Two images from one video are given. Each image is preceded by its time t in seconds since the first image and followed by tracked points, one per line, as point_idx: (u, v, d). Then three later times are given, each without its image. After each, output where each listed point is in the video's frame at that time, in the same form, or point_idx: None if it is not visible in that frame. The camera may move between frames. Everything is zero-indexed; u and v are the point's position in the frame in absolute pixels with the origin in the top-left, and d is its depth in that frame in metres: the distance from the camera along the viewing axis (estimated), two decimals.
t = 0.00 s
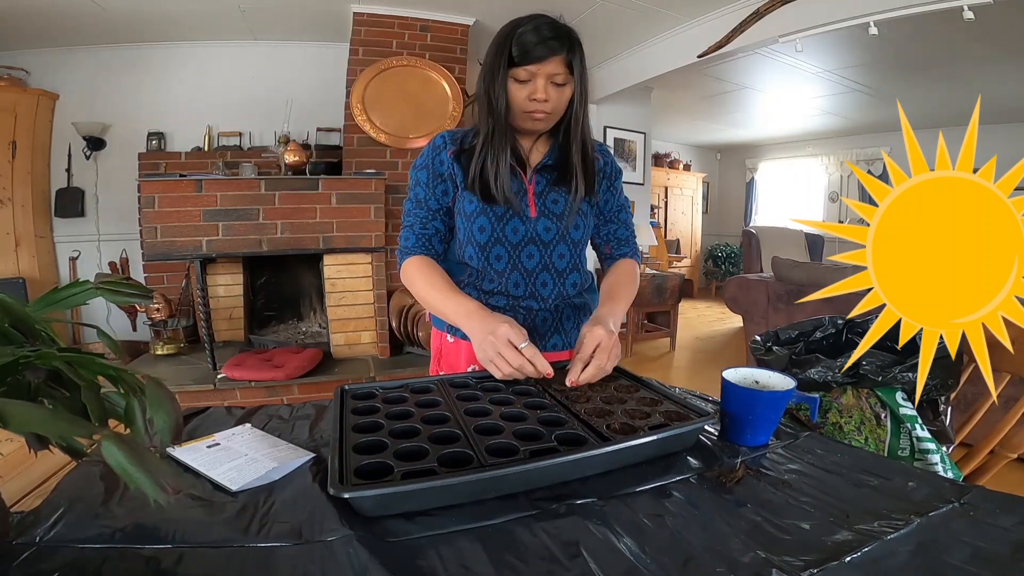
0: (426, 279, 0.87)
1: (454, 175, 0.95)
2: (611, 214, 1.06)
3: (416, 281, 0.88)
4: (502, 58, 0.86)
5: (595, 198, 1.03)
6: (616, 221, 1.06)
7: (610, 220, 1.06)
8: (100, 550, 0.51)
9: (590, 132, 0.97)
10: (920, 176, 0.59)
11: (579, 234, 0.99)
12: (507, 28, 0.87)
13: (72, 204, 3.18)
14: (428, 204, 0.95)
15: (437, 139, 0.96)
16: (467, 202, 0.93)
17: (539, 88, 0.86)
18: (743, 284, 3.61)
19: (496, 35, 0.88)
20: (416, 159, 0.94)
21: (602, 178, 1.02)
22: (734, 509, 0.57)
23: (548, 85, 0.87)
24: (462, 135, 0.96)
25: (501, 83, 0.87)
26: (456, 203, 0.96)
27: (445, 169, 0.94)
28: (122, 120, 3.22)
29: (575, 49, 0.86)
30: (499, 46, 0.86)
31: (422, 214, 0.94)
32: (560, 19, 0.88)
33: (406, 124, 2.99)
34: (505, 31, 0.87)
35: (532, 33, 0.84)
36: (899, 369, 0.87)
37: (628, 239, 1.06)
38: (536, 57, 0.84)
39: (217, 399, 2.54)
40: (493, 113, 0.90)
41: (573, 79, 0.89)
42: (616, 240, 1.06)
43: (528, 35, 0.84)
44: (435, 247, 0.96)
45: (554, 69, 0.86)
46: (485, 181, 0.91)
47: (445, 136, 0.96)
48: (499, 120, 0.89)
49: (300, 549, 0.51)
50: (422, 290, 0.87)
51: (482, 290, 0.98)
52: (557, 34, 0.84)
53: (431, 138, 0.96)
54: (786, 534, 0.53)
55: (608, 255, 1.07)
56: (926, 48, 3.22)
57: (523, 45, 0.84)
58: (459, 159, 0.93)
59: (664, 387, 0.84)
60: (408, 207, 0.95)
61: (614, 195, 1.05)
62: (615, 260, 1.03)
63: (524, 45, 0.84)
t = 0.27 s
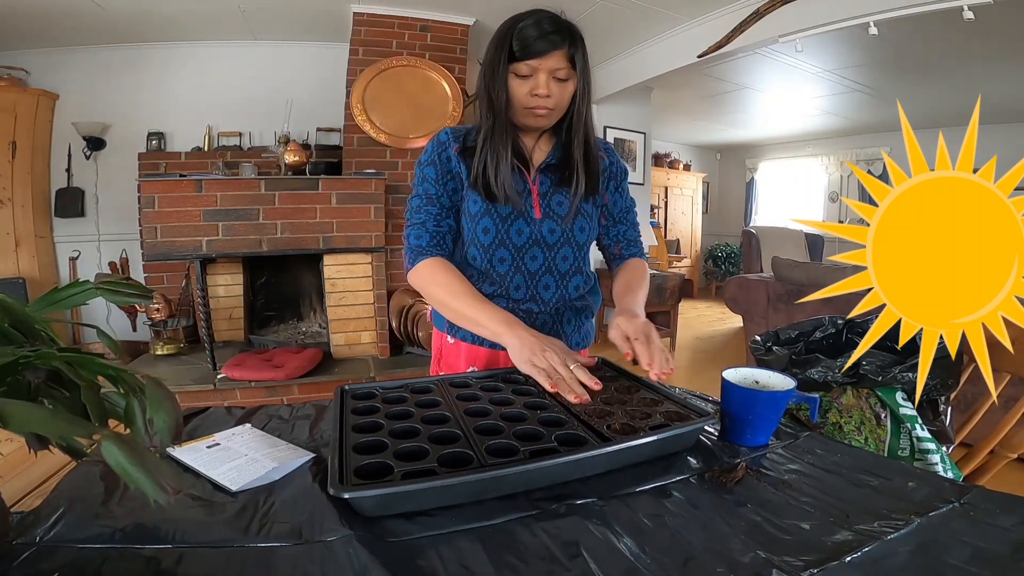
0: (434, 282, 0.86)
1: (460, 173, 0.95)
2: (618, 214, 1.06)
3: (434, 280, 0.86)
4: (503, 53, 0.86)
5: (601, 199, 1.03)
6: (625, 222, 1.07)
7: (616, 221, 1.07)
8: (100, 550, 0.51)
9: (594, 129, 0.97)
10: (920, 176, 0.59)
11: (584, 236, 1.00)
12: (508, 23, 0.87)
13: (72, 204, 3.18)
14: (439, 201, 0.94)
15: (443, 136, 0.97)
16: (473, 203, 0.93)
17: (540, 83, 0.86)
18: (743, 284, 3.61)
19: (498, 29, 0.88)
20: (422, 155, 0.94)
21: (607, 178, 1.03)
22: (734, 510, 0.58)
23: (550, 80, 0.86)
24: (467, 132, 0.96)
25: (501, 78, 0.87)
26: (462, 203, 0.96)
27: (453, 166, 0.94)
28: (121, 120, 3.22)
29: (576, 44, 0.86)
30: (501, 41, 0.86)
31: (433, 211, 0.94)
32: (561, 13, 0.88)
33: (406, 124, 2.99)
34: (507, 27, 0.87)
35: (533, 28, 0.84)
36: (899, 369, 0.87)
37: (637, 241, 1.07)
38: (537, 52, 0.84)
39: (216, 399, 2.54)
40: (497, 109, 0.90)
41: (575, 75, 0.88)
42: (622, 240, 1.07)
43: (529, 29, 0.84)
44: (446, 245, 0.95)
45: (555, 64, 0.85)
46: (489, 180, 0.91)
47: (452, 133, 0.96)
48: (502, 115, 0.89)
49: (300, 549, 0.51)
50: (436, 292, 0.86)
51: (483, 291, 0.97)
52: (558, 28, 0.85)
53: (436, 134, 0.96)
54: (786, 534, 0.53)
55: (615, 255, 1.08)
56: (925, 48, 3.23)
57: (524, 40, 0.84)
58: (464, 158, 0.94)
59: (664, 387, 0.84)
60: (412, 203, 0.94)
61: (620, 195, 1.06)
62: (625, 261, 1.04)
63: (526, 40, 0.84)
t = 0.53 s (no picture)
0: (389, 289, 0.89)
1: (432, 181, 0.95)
2: (603, 206, 1.06)
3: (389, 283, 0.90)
4: (463, 59, 0.86)
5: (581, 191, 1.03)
6: (611, 212, 1.06)
7: (600, 212, 1.06)
8: (100, 550, 0.51)
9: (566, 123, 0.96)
10: (920, 176, 0.59)
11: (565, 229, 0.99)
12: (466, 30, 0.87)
13: (72, 204, 3.18)
14: (405, 209, 0.95)
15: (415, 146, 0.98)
16: (448, 206, 0.94)
17: (500, 85, 0.86)
18: (743, 284, 3.61)
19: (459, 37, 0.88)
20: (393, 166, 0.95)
21: (585, 170, 1.02)
22: (735, 509, 0.58)
23: (510, 82, 0.87)
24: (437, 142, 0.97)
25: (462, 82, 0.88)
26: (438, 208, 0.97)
27: (422, 176, 0.95)
28: (122, 120, 3.22)
29: (535, 42, 0.86)
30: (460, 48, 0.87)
31: (398, 219, 0.94)
32: (519, 14, 0.87)
33: (405, 124, 2.99)
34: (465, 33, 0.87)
35: (490, 30, 0.84)
36: (899, 369, 0.87)
37: (626, 226, 1.06)
38: (495, 54, 0.84)
39: (216, 399, 2.54)
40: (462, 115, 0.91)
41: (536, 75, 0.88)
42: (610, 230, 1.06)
43: (486, 33, 0.84)
44: (411, 252, 0.96)
45: (513, 65, 0.85)
46: (459, 183, 0.91)
47: (423, 143, 0.97)
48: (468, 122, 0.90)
49: (300, 549, 0.51)
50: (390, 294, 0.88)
51: (470, 290, 0.97)
52: (514, 29, 0.85)
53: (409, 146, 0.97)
54: (786, 534, 0.53)
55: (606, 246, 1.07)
56: (926, 48, 3.22)
57: (482, 42, 0.84)
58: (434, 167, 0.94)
59: (664, 387, 0.84)
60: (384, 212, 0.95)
61: (603, 188, 1.05)
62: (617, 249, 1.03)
63: (482, 41, 0.84)
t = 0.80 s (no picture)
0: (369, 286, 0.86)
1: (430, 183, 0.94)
2: (600, 210, 1.07)
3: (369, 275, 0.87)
4: (483, 56, 0.83)
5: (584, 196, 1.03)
6: (608, 215, 1.07)
7: (598, 215, 1.07)
8: (100, 550, 0.51)
9: (577, 128, 0.96)
10: (920, 176, 0.59)
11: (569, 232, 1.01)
12: (485, 24, 0.83)
13: (72, 204, 3.18)
14: (402, 209, 0.94)
15: (410, 144, 0.96)
16: (452, 209, 0.93)
17: (521, 87, 0.84)
18: (743, 284, 3.61)
19: (475, 31, 0.85)
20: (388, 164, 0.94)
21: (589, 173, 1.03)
22: (735, 510, 0.58)
23: (531, 85, 0.84)
24: (435, 139, 0.96)
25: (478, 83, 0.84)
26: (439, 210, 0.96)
27: (420, 177, 0.94)
28: (122, 120, 3.22)
29: (561, 48, 0.83)
30: (478, 45, 0.83)
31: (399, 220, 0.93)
32: (542, 12, 0.84)
33: (405, 124, 2.98)
34: (485, 26, 0.84)
35: (514, 30, 0.81)
36: (899, 369, 0.87)
37: (622, 230, 1.08)
38: (519, 56, 0.81)
39: (216, 399, 2.54)
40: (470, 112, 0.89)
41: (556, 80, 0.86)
42: (607, 233, 1.08)
43: (511, 32, 0.81)
44: (400, 251, 0.94)
45: (537, 68, 0.83)
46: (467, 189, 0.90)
47: (421, 141, 0.95)
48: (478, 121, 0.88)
49: (300, 549, 0.51)
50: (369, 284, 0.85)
51: (475, 294, 0.96)
52: (541, 31, 0.81)
53: (404, 144, 0.95)
54: (786, 534, 0.53)
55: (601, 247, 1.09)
56: (926, 48, 3.22)
57: (505, 42, 0.81)
58: (437, 166, 0.93)
59: (663, 387, 0.84)
60: (381, 213, 0.94)
61: (604, 191, 1.07)
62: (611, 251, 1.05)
63: (504, 42, 0.81)
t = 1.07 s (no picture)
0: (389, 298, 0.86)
1: (428, 189, 0.93)
2: (592, 207, 1.07)
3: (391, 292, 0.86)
4: (478, 56, 0.82)
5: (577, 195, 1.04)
6: (595, 214, 1.07)
7: (589, 213, 1.07)
8: (100, 550, 0.51)
9: (568, 126, 0.96)
10: (920, 176, 0.59)
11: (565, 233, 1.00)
12: (479, 24, 0.83)
13: (72, 204, 3.18)
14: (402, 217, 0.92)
15: (405, 149, 0.94)
16: (450, 214, 0.92)
17: (518, 86, 0.83)
18: (743, 284, 3.61)
19: (468, 31, 0.84)
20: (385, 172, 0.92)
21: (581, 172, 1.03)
22: (735, 509, 0.57)
23: (528, 84, 0.84)
24: (431, 144, 0.94)
25: (475, 85, 0.84)
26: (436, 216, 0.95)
27: (417, 183, 0.93)
28: (122, 120, 3.22)
29: (554, 45, 0.84)
30: (473, 45, 0.83)
31: (398, 228, 0.91)
32: (534, 11, 0.84)
33: (405, 124, 2.98)
34: (479, 26, 0.83)
35: (509, 30, 0.80)
36: (899, 369, 0.87)
37: (610, 229, 1.08)
38: (515, 55, 0.81)
39: (216, 399, 2.54)
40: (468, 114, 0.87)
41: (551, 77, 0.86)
42: (595, 232, 1.09)
43: (505, 32, 0.81)
44: (410, 261, 0.94)
45: (533, 68, 0.83)
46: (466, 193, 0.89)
47: (416, 147, 0.94)
48: (475, 123, 0.87)
49: (300, 549, 0.51)
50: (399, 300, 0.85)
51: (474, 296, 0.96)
52: (536, 30, 0.81)
53: (400, 150, 0.93)
54: (786, 534, 0.53)
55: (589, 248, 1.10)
56: (926, 47, 3.22)
57: (501, 43, 0.81)
58: (434, 173, 0.92)
59: (663, 387, 0.84)
60: (379, 220, 0.92)
61: (595, 188, 1.07)
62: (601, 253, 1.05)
63: (500, 42, 0.81)
